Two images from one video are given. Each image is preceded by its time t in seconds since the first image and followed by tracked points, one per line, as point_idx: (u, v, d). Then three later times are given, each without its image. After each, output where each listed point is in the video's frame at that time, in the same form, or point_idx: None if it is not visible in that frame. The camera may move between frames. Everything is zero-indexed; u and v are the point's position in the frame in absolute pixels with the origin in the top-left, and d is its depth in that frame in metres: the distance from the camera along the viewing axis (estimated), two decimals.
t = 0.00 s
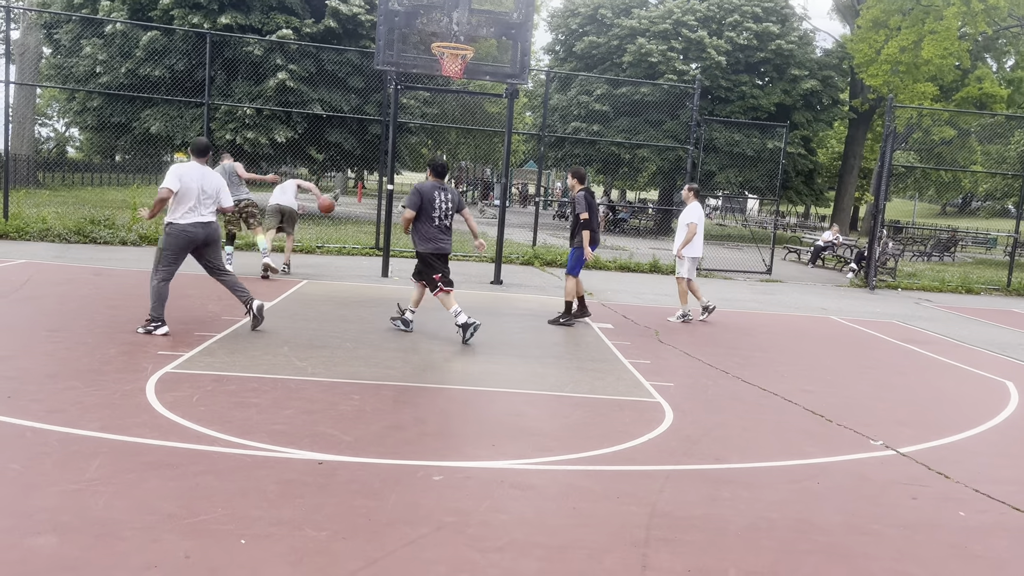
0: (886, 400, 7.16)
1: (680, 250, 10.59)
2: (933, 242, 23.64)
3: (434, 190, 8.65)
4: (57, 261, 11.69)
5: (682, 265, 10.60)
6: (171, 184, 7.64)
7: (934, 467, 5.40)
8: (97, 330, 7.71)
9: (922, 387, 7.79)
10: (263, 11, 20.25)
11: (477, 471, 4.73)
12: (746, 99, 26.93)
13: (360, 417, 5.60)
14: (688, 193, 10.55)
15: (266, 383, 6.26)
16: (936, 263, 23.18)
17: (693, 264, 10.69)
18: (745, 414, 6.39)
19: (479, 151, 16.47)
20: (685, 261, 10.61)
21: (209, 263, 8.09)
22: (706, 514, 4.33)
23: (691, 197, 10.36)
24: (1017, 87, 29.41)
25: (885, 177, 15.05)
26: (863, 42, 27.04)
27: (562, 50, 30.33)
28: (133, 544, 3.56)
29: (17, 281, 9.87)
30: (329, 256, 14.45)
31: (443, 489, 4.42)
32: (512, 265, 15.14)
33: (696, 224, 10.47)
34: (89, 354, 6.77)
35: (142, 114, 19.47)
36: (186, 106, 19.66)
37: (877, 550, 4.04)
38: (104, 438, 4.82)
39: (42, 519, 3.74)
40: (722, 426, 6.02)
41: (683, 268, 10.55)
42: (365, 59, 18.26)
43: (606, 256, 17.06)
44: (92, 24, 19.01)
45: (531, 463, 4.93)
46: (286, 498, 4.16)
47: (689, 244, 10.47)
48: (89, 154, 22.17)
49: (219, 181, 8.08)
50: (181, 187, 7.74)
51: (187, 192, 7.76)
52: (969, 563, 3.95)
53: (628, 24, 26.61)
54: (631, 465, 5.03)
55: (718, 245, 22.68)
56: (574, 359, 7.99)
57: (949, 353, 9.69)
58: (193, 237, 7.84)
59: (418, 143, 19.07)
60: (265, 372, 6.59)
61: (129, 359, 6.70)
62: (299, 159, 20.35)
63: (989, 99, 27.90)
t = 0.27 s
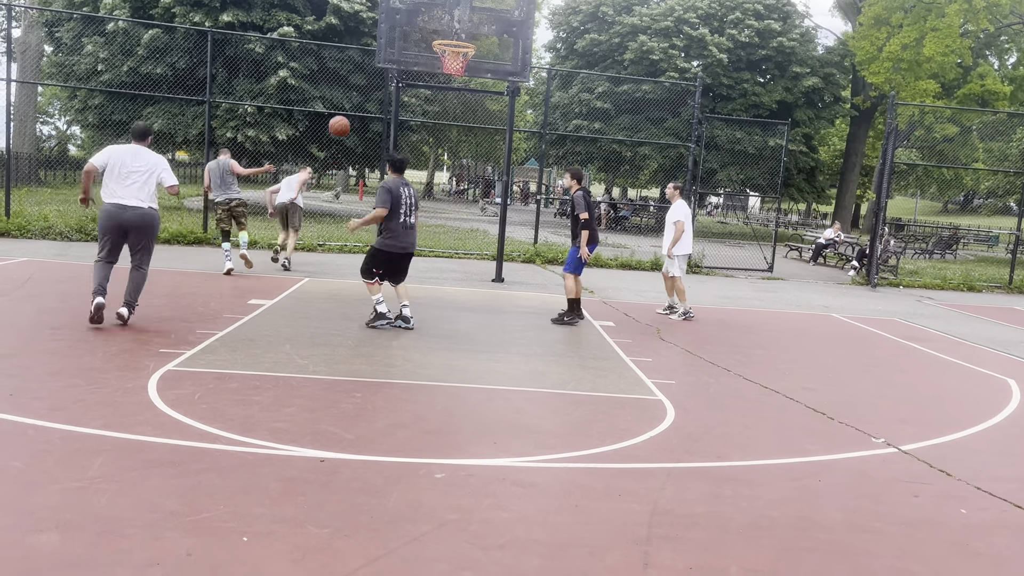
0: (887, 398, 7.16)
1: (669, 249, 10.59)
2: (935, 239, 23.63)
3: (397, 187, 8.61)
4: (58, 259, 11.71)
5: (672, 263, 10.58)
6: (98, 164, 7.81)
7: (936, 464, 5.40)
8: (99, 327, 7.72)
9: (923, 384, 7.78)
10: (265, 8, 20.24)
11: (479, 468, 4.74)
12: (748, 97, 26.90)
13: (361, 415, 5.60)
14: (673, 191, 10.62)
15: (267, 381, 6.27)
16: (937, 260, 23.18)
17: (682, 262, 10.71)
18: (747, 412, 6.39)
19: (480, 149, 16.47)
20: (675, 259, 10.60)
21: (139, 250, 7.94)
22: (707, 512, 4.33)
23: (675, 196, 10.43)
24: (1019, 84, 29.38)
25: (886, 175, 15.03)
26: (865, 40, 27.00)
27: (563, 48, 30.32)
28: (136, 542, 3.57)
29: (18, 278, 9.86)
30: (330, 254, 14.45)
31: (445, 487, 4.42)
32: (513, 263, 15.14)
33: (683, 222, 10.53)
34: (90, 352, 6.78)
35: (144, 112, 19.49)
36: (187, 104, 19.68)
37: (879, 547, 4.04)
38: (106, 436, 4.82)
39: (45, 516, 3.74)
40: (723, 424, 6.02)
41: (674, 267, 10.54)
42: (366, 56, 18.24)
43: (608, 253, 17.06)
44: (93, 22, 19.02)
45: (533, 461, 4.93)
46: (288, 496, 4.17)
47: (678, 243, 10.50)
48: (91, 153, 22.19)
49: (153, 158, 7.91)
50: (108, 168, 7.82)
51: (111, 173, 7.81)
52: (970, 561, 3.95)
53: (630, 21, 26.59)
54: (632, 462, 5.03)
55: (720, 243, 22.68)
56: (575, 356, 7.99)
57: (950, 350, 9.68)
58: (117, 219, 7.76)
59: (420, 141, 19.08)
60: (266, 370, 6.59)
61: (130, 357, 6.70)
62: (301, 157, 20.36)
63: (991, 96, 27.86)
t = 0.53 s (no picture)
0: (886, 395, 7.16)
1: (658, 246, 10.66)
2: (934, 237, 23.64)
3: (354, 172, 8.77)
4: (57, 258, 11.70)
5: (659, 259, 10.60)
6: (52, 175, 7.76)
7: (935, 462, 5.40)
8: (97, 326, 7.71)
9: (922, 382, 7.79)
10: (263, 6, 20.22)
11: (478, 466, 4.74)
12: (747, 94, 26.89)
13: (361, 413, 5.60)
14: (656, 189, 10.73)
15: (267, 379, 6.27)
16: (936, 257, 23.20)
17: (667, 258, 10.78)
18: (746, 410, 6.39)
19: (479, 147, 16.47)
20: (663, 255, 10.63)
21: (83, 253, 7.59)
22: (706, 510, 4.34)
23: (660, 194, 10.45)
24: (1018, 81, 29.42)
25: (885, 172, 15.03)
26: (864, 37, 26.99)
27: (562, 46, 30.31)
28: (136, 540, 3.57)
29: (16, 277, 9.85)
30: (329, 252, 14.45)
31: (445, 485, 4.42)
32: (512, 261, 15.14)
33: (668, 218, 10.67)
34: (89, 351, 6.77)
35: (143, 111, 19.48)
36: (186, 102, 19.68)
37: (878, 544, 4.05)
38: (105, 434, 4.82)
39: (44, 515, 3.74)
40: (723, 421, 6.02)
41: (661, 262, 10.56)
42: (365, 55, 18.21)
43: (607, 251, 17.06)
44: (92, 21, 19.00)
45: (532, 458, 4.93)
46: (288, 494, 4.17)
47: (667, 238, 10.57)
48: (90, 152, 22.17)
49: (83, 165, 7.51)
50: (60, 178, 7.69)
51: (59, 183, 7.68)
52: (969, 558, 3.96)
53: (628, 19, 26.58)
54: (631, 460, 5.03)
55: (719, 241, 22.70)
56: (574, 354, 7.99)
57: (950, 348, 9.68)
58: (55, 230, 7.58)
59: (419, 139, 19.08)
60: (265, 369, 6.59)
61: (129, 356, 6.70)
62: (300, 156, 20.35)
63: (990, 93, 27.88)
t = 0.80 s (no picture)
0: (882, 392, 7.17)
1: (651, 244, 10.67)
2: (929, 234, 23.68)
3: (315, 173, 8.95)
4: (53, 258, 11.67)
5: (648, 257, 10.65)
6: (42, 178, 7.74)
7: (931, 458, 5.42)
8: (93, 326, 7.70)
9: (918, 379, 7.81)
10: (259, 5, 20.19)
11: (476, 464, 4.74)
12: (742, 93, 26.92)
13: (358, 412, 5.60)
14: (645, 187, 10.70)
15: (264, 379, 6.26)
16: (932, 255, 23.24)
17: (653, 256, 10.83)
18: (742, 407, 6.40)
19: (475, 146, 16.47)
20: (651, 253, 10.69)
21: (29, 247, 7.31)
22: (704, 507, 4.35)
23: (649, 193, 10.41)
24: (1012, 79, 29.47)
25: (880, 170, 15.06)
26: (859, 35, 27.01)
27: (557, 44, 30.30)
28: (134, 540, 3.57)
29: (12, 277, 9.82)
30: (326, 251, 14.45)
31: (442, 484, 4.43)
32: (509, 260, 15.15)
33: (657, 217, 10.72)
34: (86, 351, 6.76)
35: (139, 111, 19.44)
36: (182, 102, 19.65)
37: (874, 541, 4.06)
38: (103, 434, 4.82)
39: (41, 515, 3.73)
40: (719, 419, 6.04)
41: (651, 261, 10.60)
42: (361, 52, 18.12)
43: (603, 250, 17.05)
44: (86, 21, 18.96)
45: (530, 456, 4.94)
46: (286, 493, 4.17)
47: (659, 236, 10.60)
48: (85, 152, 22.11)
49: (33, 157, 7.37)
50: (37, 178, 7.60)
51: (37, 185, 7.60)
52: (965, 553, 3.98)
53: (624, 17, 26.59)
54: (628, 458, 5.04)
55: (715, 239, 22.72)
56: (570, 353, 7.99)
57: (945, 345, 9.71)
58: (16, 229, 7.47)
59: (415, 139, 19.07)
60: (262, 368, 6.58)
61: (125, 356, 6.69)
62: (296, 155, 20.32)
63: (985, 91, 27.93)
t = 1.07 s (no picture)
0: (869, 389, 7.22)
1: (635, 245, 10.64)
2: (915, 231, 23.83)
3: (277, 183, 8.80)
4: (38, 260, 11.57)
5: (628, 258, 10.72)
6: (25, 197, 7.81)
7: (918, 454, 5.46)
8: (79, 328, 7.65)
9: (905, 375, 7.86)
10: (245, 4, 20.08)
11: (466, 464, 4.74)
12: (729, 91, 27.00)
13: (347, 412, 5.59)
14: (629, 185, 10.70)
15: (252, 379, 6.24)
16: (917, 251, 23.40)
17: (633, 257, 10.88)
18: (731, 404, 6.42)
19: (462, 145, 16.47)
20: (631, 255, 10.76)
21: None
22: (693, 504, 4.36)
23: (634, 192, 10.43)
24: (996, 76, 29.69)
25: (866, 167, 15.14)
26: (844, 33, 27.13)
27: (544, 43, 30.30)
28: (122, 542, 3.55)
29: None
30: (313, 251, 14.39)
31: (432, 483, 4.42)
32: (498, 259, 15.15)
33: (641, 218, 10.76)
34: (72, 352, 6.71)
35: (124, 111, 19.30)
36: (168, 101, 19.52)
37: (862, 536, 4.09)
38: (90, 436, 4.78)
39: (28, 518, 3.71)
40: (708, 416, 6.06)
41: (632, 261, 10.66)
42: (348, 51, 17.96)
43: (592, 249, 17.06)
44: (70, 20, 18.80)
45: (520, 455, 4.94)
46: (275, 494, 4.15)
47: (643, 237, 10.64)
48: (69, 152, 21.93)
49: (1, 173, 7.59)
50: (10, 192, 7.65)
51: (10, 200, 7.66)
52: (952, 548, 4.01)
53: (611, 16, 26.62)
54: (618, 456, 5.05)
55: (703, 237, 22.79)
56: (559, 351, 8.00)
57: (932, 341, 9.78)
58: None
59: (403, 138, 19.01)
60: (250, 369, 6.56)
61: (112, 357, 6.65)
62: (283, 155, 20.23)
63: (969, 88, 28.14)
